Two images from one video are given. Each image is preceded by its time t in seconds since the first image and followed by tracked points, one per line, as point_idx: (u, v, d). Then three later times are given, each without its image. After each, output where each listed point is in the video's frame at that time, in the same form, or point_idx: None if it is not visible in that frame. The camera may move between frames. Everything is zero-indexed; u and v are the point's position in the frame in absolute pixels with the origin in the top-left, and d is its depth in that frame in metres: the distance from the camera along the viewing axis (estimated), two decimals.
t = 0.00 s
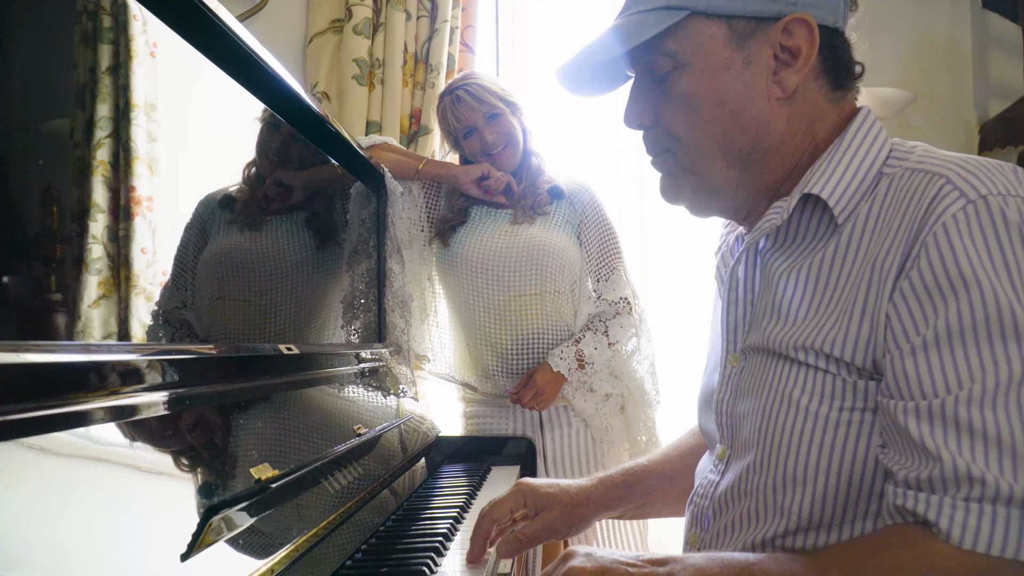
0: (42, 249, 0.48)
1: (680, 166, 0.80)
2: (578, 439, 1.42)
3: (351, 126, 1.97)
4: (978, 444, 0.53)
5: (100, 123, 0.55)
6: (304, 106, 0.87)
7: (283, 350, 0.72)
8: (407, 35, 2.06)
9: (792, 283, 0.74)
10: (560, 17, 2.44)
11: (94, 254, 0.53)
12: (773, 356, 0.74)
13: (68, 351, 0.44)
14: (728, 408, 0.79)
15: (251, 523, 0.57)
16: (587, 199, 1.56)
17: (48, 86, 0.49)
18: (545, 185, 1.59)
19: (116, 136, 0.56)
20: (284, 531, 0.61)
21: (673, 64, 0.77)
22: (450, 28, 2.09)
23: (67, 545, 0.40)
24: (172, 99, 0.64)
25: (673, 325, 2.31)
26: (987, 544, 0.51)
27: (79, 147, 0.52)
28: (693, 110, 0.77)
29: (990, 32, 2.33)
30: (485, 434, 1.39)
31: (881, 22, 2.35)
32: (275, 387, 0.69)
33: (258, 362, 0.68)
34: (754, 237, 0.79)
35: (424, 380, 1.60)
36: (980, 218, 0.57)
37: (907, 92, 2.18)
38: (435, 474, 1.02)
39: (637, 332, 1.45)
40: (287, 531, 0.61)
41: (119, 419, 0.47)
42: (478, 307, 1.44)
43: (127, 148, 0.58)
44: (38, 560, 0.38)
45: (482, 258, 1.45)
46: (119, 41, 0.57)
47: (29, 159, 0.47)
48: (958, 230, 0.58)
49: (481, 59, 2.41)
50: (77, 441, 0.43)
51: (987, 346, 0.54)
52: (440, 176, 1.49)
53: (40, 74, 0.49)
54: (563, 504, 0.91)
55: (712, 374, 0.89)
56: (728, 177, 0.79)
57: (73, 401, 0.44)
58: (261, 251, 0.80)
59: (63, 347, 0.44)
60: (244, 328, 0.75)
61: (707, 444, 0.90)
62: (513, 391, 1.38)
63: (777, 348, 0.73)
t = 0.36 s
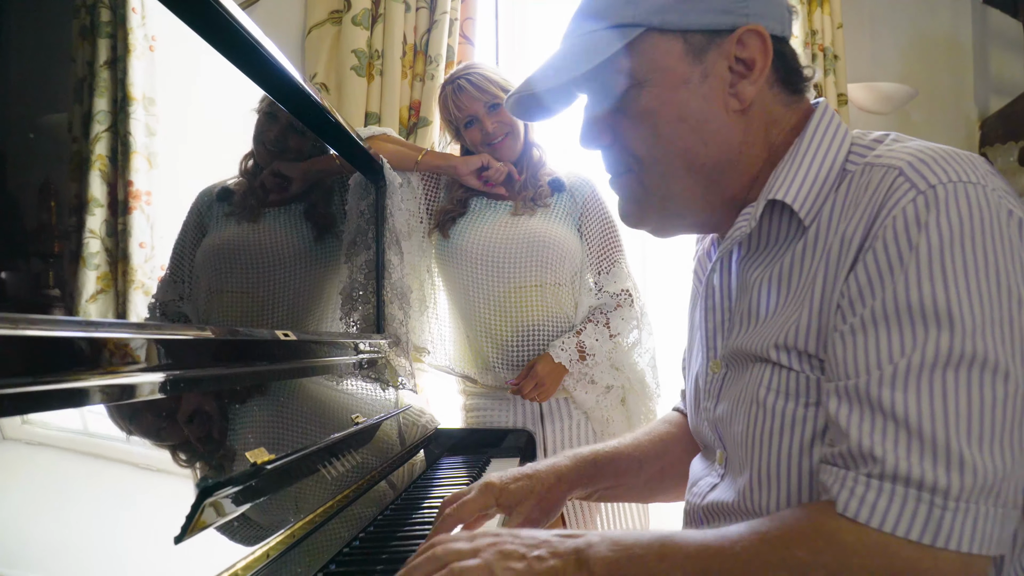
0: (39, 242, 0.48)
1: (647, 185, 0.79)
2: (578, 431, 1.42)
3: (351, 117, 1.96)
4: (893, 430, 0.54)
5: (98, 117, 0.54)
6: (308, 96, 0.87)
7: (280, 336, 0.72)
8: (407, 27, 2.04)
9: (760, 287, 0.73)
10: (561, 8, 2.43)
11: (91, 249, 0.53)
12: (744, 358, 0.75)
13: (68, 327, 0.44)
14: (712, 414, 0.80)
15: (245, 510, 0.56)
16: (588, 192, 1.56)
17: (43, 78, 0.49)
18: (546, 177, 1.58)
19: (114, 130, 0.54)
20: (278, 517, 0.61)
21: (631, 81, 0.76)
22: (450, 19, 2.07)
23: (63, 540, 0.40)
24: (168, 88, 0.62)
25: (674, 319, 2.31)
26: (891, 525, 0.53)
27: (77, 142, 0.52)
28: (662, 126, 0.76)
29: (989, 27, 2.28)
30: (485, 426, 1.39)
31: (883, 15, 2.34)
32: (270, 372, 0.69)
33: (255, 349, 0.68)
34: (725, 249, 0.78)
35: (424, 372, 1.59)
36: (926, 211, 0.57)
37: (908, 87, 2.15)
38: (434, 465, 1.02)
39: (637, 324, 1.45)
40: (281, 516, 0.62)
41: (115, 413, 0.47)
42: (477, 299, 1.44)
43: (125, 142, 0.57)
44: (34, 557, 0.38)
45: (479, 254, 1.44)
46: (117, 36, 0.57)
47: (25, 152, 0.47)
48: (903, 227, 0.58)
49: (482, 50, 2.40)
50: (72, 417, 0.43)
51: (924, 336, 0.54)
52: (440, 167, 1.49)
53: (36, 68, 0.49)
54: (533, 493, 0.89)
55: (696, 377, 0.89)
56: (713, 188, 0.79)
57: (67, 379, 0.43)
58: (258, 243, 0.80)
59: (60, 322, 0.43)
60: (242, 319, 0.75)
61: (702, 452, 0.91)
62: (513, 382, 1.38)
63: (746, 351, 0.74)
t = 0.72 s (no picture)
0: (36, 236, 0.47)
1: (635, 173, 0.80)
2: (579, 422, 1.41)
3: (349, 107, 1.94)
4: (888, 415, 0.53)
5: (95, 111, 0.54)
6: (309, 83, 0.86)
7: (279, 321, 0.71)
8: (406, 17, 2.03)
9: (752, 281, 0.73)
10: None
11: (90, 243, 0.52)
12: (738, 354, 0.75)
13: (68, 300, 0.43)
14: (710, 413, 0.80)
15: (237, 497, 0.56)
16: (588, 181, 1.55)
17: (42, 71, 0.49)
18: (545, 166, 1.58)
19: (112, 123, 0.54)
20: (273, 500, 0.61)
21: (606, 72, 0.76)
22: (449, 10, 2.06)
23: (60, 538, 0.39)
24: (167, 81, 0.62)
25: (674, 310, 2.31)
26: (888, 510, 0.52)
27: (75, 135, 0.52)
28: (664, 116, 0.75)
29: (992, 22, 2.37)
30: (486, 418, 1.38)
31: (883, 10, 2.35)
32: (265, 360, 0.68)
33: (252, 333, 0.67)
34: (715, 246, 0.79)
35: (422, 362, 1.59)
36: (915, 195, 0.57)
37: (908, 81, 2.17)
38: (434, 456, 1.01)
39: (638, 314, 1.45)
40: (276, 500, 0.61)
41: (113, 403, 0.47)
42: (477, 290, 1.43)
43: (123, 135, 0.56)
44: (32, 556, 0.37)
45: (478, 246, 1.44)
46: (115, 29, 0.55)
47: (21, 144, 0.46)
48: (892, 212, 0.58)
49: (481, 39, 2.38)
50: (64, 393, 0.43)
51: (912, 320, 0.54)
52: (439, 157, 1.48)
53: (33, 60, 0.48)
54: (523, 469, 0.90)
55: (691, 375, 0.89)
56: (699, 176, 0.79)
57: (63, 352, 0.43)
58: (256, 232, 0.79)
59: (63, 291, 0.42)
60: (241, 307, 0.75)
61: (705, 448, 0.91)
62: (513, 373, 1.37)
63: (740, 346, 0.73)
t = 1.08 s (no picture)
0: (34, 231, 0.46)
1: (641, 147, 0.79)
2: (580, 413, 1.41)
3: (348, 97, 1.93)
4: (898, 386, 0.53)
5: (94, 104, 0.53)
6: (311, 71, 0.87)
7: (279, 304, 0.71)
8: (405, 6, 2.02)
9: (762, 255, 0.73)
10: None
11: (89, 237, 0.52)
12: (748, 329, 0.74)
13: (70, 274, 0.42)
14: (717, 387, 0.80)
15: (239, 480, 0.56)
16: (589, 171, 1.55)
17: (40, 63, 0.48)
18: (546, 157, 1.57)
19: (111, 118, 0.54)
20: (274, 479, 0.62)
21: (619, 44, 0.76)
22: None
23: (59, 537, 0.39)
24: (165, 74, 0.62)
25: (675, 301, 2.31)
26: (899, 482, 0.52)
27: (73, 128, 0.51)
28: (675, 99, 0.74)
29: (993, 20, 2.34)
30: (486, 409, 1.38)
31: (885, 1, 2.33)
32: (266, 350, 0.68)
33: (253, 315, 0.66)
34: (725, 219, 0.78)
35: (422, 353, 1.58)
36: (928, 163, 0.56)
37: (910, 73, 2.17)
38: (434, 446, 1.01)
39: (640, 306, 1.45)
40: (275, 480, 0.62)
41: (112, 394, 0.46)
42: (478, 279, 1.42)
43: (122, 129, 0.56)
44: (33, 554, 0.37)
45: (481, 231, 1.43)
46: (112, 22, 0.55)
47: (18, 137, 0.46)
48: (904, 180, 0.57)
49: (481, 28, 2.37)
50: (58, 368, 0.41)
51: (924, 286, 0.53)
52: (439, 147, 1.48)
53: (33, 53, 0.48)
54: (520, 459, 0.88)
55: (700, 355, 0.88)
56: (705, 152, 0.79)
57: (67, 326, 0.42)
58: (256, 221, 0.78)
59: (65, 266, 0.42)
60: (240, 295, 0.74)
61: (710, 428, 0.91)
62: (513, 363, 1.37)
63: (751, 321, 0.73)
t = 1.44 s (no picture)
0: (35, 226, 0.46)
1: (663, 109, 0.80)
2: (582, 406, 1.41)
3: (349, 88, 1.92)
4: (916, 347, 0.52)
5: (92, 98, 0.53)
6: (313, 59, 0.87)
7: (276, 289, 0.70)
8: None
9: (785, 221, 0.71)
10: None
11: (87, 232, 0.51)
12: (766, 298, 0.73)
13: (70, 248, 0.42)
14: (731, 356, 0.80)
15: (236, 468, 0.56)
16: (591, 163, 1.54)
17: (39, 55, 0.48)
18: (547, 148, 1.56)
19: (111, 111, 0.54)
20: (274, 466, 0.62)
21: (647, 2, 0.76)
22: None
23: (58, 535, 0.38)
24: (163, 70, 0.61)
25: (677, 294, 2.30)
26: (909, 443, 0.51)
27: (72, 122, 0.51)
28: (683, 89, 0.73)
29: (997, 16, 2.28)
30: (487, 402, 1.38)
31: None
32: (267, 345, 0.68)
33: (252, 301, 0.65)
34: (749, 185, 0.77)
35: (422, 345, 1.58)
36: (957, 124, 0.55)
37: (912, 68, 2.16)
38: (434, 440, 1.01)
39: (642, 298, 1.45)
40: (274, 466, 0.62)
41: (113, 389, 0.46)
42: (479, 270, 1.42)
43: (120, 123, 0.56)
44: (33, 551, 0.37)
45: (484, 217, 1.43)
46: (111, 15, 0.55)
47: (16, 130, 0.45)
48: (932, 141, 0.56)
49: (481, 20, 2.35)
50: (52, 349, 0.41)
51: (948, 248, 0.52)
52: (440, 138, 1.47)
53: (30, 46, 0.47)
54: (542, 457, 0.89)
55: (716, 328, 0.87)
56: (727, 120, 0.78)
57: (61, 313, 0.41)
58: (257, 212, 0.78)
59: (66, 240, 0.42)
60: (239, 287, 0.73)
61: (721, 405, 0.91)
62: (514, 356, 1.37)
63: (769, 288, 0.71)
